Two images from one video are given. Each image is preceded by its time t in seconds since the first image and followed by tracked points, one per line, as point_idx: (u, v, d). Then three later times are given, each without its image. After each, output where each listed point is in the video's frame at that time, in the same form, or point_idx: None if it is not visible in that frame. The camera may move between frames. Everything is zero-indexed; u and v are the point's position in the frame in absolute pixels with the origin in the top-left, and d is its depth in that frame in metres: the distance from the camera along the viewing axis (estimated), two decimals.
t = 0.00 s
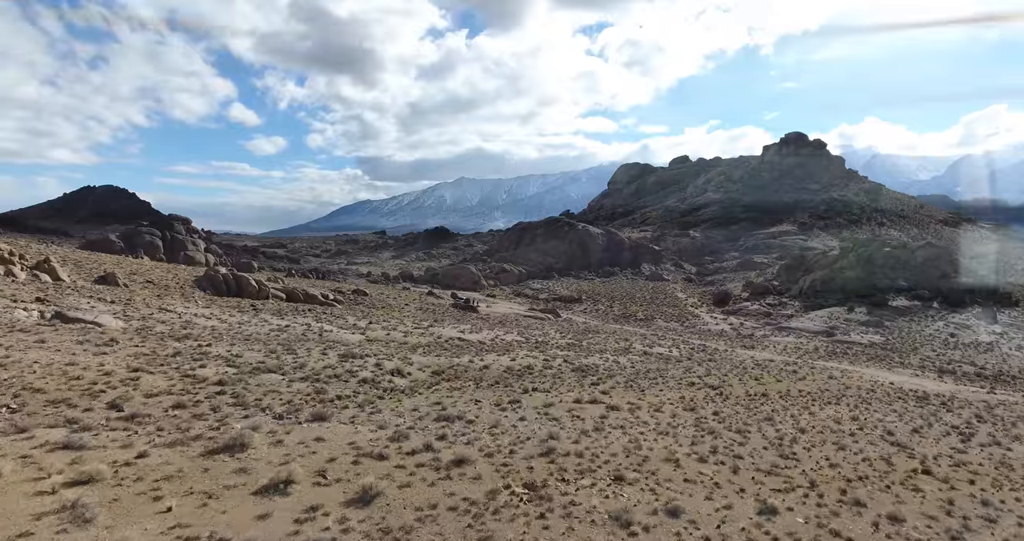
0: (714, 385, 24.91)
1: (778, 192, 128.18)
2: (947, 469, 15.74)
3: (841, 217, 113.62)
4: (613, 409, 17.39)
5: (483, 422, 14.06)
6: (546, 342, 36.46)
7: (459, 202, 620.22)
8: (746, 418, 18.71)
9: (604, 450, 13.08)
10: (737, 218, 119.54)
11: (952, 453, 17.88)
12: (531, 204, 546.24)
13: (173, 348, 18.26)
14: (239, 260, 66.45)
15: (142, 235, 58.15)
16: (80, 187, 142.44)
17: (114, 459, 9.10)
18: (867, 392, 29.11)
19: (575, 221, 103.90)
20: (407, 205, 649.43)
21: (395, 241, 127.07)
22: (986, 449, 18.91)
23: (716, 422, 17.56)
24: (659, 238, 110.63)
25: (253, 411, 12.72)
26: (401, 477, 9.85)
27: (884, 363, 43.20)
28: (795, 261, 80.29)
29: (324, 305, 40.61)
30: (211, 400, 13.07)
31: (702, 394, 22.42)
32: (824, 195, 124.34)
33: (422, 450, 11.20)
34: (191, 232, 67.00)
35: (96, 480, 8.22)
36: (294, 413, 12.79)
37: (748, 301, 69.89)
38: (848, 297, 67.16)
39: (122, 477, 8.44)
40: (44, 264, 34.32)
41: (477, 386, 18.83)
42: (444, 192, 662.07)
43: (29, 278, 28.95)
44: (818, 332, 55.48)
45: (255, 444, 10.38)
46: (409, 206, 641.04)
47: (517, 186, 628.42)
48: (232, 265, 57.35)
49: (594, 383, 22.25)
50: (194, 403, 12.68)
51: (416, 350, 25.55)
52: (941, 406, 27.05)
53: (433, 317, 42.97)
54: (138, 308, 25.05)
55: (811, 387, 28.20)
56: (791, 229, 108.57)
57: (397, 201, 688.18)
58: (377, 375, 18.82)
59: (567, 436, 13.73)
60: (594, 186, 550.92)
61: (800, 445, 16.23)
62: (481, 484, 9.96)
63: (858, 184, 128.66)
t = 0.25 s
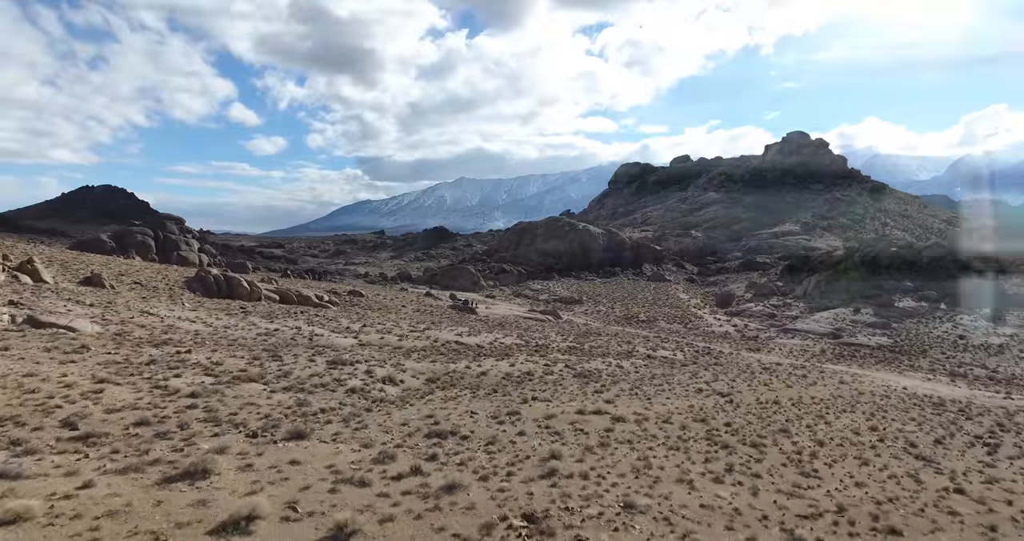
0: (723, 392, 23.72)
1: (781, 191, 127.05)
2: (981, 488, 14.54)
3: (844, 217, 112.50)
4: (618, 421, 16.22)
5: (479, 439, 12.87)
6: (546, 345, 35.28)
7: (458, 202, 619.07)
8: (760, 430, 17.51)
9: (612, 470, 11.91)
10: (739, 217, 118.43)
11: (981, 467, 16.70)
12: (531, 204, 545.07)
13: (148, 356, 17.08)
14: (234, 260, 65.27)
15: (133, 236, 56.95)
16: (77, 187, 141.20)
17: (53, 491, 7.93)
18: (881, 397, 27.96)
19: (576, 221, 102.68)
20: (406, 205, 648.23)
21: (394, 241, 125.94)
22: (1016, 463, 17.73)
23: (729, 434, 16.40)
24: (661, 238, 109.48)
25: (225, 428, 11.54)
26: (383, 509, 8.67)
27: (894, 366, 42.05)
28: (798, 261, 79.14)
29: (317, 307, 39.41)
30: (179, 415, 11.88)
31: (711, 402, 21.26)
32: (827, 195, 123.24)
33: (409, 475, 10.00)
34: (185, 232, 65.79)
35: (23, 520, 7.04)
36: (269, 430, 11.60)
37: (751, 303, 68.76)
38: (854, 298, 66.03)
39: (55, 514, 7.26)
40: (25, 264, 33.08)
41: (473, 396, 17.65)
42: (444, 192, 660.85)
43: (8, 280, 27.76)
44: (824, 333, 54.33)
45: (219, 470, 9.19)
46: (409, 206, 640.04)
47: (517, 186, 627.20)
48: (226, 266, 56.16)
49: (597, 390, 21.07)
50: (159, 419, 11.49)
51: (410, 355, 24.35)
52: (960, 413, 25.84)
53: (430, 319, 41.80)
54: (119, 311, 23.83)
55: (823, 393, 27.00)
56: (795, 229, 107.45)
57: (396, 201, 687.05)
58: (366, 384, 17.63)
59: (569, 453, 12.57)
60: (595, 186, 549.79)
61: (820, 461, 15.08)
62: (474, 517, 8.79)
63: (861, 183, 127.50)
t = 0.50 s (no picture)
0: (733, 396, 22.51)
1: (783, 187, 125.77)
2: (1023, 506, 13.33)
3: (847, 214, 111.39)
4: (625, 431, 15.03)
5: (474, 455, 11.68)
6: (546, 345, 34.12)
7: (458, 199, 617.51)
8: (777, 440, 16.30)
9: (621, 492, 10.73)
10: (741, 214, 117.23)
11: (1015, 480, 15.53)
12: (531, 201, 543.64)
13: (119, 361, 15.87)
14: (229, 258, 64.09)
15: (125, 233, 55.74)
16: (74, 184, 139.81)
17: None
18: (896, 400, 26.76)
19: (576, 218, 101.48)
20: (406, 202, 646.56)
21: (393, 237, 124.63)
22: None
23: (745, 445, 15.20)
24: (662, 234, 108.33)
25: (191, 446, 10.36)
26: None
27: (904, 366, 40.95)
28: (802, 258, 77.99)
29: (310, 306, 38.30)
30: (140, 431, 10.69)
31: (722, 408, 20.07)
32: (830, 191, 122.04)
33: (393, 503, 8.81)
34: (177, 229, 64.50)
35: None
36: (239, 448, 10.38)
37: (755, 300, 67.66)
38: (859, 296, 64.93)
39: None
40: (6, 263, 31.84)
41: (468, 403, 16.46)
42: (444, 189, 659.20)
43: None
44: (831, 332, 53.20)
45: (173, 500, 8.01)
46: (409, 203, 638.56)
47: (517, 183, 625.65)
48: (219, 263, 54.96)
49: (601, 395, 19.87)
50: (116, 436, 10.31)
51: (404, 357, 23.13)
52: (980, 417, 24.66)
53: (427, 318, 40.72)
54: (96, 311, 22.61)
55: (837, 395, 25.82)
56: (798, 226, 106.29)
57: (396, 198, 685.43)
58: (354, 391, 16.42)
59: (573, 471, 11.39)
60: (595, 182, 547.98)
61: (845, 475, 13.88)
62: None
63: (864, 180, 126.22)
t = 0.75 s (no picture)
0: (744, 392, 21.38)
1: (787, 174, 124.17)
2: None
3: (852, 201, 109.99)
4: (633, 433, 13.90)
5: (468, 466, 10.54)
6: (547, 336, 33.01)
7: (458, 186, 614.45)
8: (796, 442, 15.20)
9: (632, 509, 9.62)
10: (744, 201, 115.78)
11: None
12: (532, 188, 540.90)
13: (86, 359, 14.68)
14: (223, 245, 62.88)
15: (115, 220, 54.51)
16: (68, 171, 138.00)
17: None
18: (912, 394, 25.65)
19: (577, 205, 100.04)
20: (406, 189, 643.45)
21: (391, 225, 123.11)
22: None
23: (762, 449, 14.09)
24: (664, 222, 106.96)
25: (149, 459, 9.21)
26: None
27: (914, 356, 39.94)
28: (807, 246, 76.75)
29: (304, 296, 37.16)
30: (93, 443, 9.52)
31: (734, 405, 18.94)
32: (834, 178, 120.47)
33: (374, 532, 7.66)
34: (170, 216, 63.13)
35: None
36: (204, 462, 9.23)
37: (759, 289, 66.56)
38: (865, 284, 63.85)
39: None
40: None
41: (464, 403, 15.32)
42: (444, 176, 655.78)
43: None
44: (837, 321, 52.17)
45: (113, 533, 6.84)
46: (408, 190, 635.57)
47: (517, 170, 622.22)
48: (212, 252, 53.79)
49: (606, 393, 18.74)
50: (64, 449, 9.14)
51: (397, 351, 21.99)
52: (1001, 413, 23.60)
53: (424, 308, 39.63)
54: (72, 303, 21.40)
55: (850, 390, 24.73)
56: (802, 213, 104.89)
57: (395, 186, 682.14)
58: (340, 391, 15.25)
59: (578, 485, 10.26)
60: (595, 169, 544.52)
61: (873, 483, 12.79)
62: None
63: (869, 166, 124.58)
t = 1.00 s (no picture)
0: (756, 386, 20.27)
1: (790, 158, 122.35)
2: None
3: (856, 185, 108.44)
4: (641, 436, 12.79)
5: (460, 481, 9.40)
6: (548, 325, 31.87)
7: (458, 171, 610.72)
8: (817, 444, 14.08)
9: (645, 533, 8.50)
10: (748, 185, 114.16)
11: None
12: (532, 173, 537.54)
13: (47, 357, 13.47)
14: (216, 231, 61.59)
15: (104, 205, 53.19)
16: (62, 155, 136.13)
17: None
18: (928, 387, 24.57)
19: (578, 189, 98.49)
20: (405, 174, 639.71)
21: (390, 210, 121.55)
22: None
23: (781, 454, 12.98)
24: (666, 206, 105.47)
25: (95, 478, 8.04)
26: None
27: (925, 345, 38.89)
28: (812, 231, 75.42)
29: (297, 283, 35.97)
30: (33, 459, 8.35)
31: (746, 402, 17.81)
32: (838, 162, 118.72)
33: None
34: (161, 201, 61.68)
35: None
36: (157, 481, 8.07)
37: (764, 275, 65.41)
38: (872, 271, 62.68)
39: None
40: None
41: (458, 402, 14.18)
42: (444, 161, 651.54)
43: None
44: (844, 308, 51.09)
45: None
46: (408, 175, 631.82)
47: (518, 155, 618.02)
48: (204, 238, 52.51)
49: (611, 389, 17.59)
50: None
51: (390, 343, 20.83)
52: None
53: (421, 295, 38.48)
54: (44, 293, 20.18)
55: (865, 383, 23.65)
56: (806, 198, 103.39)
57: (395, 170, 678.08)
58: (325, 390, 14.07)
59: (585, 504, 9.14)
60: (596, 154, 540.17)
61: (905, 493, 11.68)
62: None
63: (874, 150, 122.74)
